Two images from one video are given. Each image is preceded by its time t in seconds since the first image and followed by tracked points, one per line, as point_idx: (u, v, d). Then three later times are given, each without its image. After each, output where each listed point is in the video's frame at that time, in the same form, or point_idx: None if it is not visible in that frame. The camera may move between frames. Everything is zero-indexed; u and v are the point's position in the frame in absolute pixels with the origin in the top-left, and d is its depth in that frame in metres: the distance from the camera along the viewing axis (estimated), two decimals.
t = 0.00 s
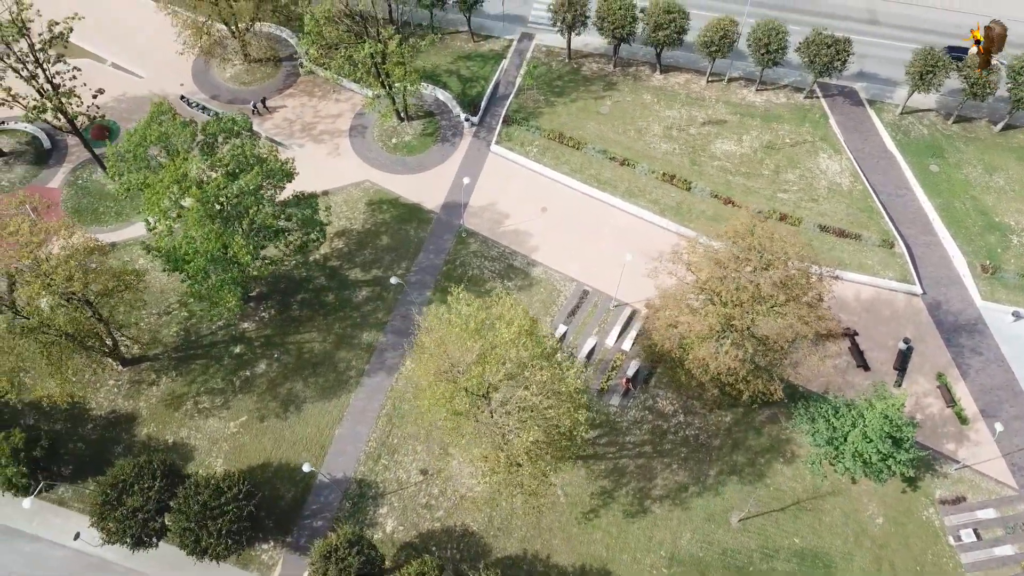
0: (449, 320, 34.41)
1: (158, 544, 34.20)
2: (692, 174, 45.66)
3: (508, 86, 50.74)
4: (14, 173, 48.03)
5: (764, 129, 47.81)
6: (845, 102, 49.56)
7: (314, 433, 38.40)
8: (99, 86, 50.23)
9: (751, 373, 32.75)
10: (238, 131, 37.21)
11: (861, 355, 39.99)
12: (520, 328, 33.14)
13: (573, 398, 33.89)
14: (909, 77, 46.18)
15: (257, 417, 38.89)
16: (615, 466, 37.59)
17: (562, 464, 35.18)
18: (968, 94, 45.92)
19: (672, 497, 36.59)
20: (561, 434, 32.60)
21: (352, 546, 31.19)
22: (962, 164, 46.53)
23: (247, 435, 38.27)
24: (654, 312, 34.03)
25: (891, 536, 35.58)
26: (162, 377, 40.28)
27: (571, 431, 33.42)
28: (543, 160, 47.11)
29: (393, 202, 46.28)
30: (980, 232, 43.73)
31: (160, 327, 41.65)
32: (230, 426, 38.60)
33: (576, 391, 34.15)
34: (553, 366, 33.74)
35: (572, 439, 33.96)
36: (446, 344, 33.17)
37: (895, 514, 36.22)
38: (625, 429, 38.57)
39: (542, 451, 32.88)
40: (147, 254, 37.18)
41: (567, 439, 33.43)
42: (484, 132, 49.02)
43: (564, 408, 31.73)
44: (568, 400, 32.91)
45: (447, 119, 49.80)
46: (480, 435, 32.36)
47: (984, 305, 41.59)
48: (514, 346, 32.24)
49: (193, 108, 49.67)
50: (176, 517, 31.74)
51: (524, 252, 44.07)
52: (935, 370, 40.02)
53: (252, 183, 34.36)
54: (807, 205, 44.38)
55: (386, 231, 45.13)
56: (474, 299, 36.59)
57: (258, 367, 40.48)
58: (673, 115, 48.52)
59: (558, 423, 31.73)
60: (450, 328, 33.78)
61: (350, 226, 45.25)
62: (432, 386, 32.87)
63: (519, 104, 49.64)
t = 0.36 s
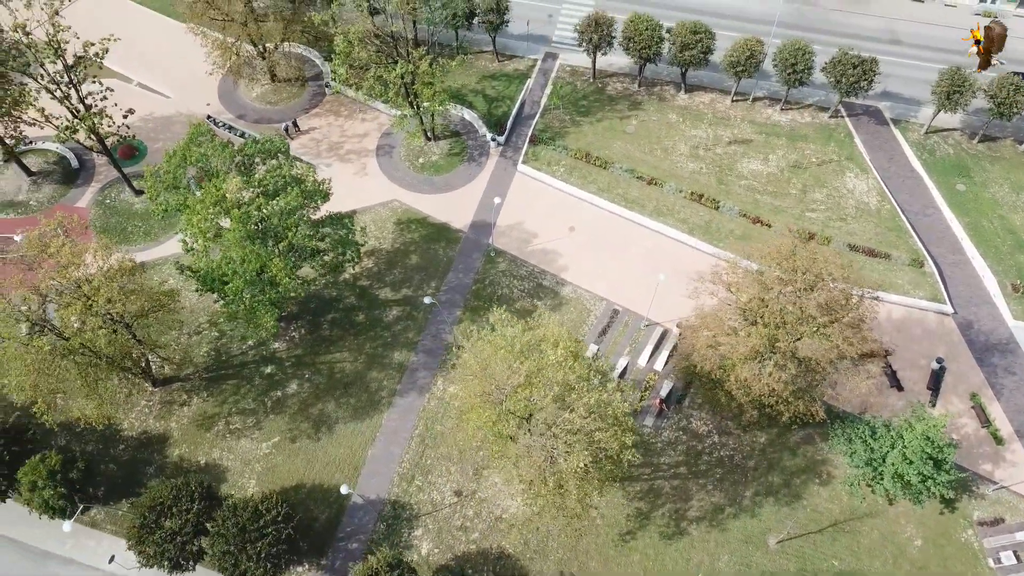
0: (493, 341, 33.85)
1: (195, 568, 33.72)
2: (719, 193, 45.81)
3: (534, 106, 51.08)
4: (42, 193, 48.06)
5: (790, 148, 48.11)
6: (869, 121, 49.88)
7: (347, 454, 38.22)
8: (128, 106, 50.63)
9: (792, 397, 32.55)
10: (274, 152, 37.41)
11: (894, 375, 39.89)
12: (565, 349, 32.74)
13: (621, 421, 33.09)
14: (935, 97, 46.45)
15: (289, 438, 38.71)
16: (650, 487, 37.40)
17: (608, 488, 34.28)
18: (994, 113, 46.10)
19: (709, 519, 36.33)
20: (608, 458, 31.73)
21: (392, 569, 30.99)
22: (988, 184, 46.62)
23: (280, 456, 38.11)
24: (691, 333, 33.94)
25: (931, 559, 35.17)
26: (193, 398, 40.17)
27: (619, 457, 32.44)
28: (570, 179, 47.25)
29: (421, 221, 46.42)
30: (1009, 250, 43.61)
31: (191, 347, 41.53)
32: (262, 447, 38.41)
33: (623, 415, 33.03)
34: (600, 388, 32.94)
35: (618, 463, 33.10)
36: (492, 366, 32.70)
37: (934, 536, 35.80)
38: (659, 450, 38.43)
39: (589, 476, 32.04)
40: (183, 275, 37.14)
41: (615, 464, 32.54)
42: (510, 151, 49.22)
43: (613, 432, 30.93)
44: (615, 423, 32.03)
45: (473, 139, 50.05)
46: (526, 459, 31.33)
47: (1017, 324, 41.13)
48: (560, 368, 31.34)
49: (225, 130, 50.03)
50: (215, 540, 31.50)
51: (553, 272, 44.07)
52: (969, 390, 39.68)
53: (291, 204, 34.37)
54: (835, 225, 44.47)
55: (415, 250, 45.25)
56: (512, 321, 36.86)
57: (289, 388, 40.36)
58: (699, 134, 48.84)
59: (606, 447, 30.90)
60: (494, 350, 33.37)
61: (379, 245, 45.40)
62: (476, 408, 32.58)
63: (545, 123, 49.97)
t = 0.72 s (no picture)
0: (537, 360, 31.76)
1: None
2: (748, 210, 45.99)
3: (560, 123, 51.39)
4: (71, 209, 48.06)
5: (817, 165, 48.45)
6: (895, 137, 50.20)
7: (381, 472, 38.01)
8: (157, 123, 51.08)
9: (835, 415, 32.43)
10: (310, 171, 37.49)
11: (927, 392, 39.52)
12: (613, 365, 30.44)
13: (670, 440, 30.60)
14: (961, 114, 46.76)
15: (322, 456, 38.52)
16: (687, 505, 37.15)
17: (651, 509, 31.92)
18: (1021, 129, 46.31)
19: (747, 538, 36.06)
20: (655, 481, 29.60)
21: None
22: (1016, 200, 46.68)
23: (314, 474, 37.90)
24: (731, 352, 34.02)
25: None
26: (226, 415, 40.07)
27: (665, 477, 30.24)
28: (598, 195, 47.42)
29: (449, 238, 46.52)
30: None
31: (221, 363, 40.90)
32: (296, 465, 38.22)
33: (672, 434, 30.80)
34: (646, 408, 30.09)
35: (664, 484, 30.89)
36: (537, 385, 30.48)
37: (975, 555, 35.40)
38: (695, 467, 38.25)
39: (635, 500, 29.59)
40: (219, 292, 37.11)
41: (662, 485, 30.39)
42: (537, 168, 49.42)
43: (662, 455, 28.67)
44: (662, 443, 29.69)
45: (500, 156, 50.31)
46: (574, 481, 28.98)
47: None
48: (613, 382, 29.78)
49: (261, 152, 50.01)
50: (254, 560, 31.19)
51: (583, 288, 44.03)
52: (1004, 407, 39.22)
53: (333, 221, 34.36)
54: (865, 241, 44.52)
55: (445, 267, 45.33)
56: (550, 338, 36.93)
57: (322, 405, 40.27)
58: (726, 151, 49.22)
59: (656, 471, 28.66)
60: (540, 368, 31.20)
61: (408, 261, 45.50)
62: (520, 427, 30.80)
63: (572, 139, 50.29)
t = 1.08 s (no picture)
0: (583, 367, 31.72)
1: None
2: (778, 215, 45.97)
3: (587, 128, 51.48)
4: (99, 215, 48.03)
5: (845, 170, 48.57)
6: (922, 142, 50.30)
7: (417, 478, 37.88)
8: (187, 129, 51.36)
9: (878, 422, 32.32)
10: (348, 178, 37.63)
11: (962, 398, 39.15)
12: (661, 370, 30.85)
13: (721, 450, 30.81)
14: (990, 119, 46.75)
15: (358, 462, 38.41)
16: (724, 512, 37.05)
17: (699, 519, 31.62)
18: None
19: (785, 544, 35.91)
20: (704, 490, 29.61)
21: None
22: None
23: (350, 480, 37.78)
24: (772, 358, 33.97)
25: None
26: (259, 421, 40.01)
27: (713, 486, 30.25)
28: (626, 200, 47.42)
29: (478, 243, 46.53)
30: None
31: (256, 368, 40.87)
32: (331, 471, 38.14)
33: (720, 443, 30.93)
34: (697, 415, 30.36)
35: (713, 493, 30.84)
36: (587, 392, 30.60)
37: (1015, 562, 35.18)
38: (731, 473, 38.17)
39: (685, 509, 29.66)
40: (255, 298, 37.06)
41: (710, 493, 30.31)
42: (564, 173, 49.41)
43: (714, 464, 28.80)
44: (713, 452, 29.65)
45: (527, 161, 50.35)
46: (623, 489, 28.82)
47: None
48: (666, 389, 29.47)
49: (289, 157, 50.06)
50: (297, 567, 31.07)
51: (614, 294, 43.97)
52: None
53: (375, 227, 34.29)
54: (896, 246, 44.41)
55: (474, 272, 45.31)
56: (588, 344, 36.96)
57: (356, 411, 40.20)
58: (754, 156, 49.36)
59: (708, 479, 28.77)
60: (589, 375, 31.18)
61: (438, 267, 45.50)
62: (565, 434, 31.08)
63: (599, 144, 50.38)
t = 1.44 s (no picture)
0: (627, 371, 31.90)
1: None
2: (808, 218, 45.96)
3: (614, 130, 51.45)
4: (127, 218, 48.00)
5: (873, 172, 48.54)
6: (949, 144, 50.27)
7: (452, 482, 37.78)
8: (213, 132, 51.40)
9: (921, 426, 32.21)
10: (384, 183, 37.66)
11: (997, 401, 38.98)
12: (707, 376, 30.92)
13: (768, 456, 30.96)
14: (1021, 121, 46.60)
15: (393, 466, 38.34)
16: (761, 515, 37.03)
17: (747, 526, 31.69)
18: None
19: (824, 548, 35.86)
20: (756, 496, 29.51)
21: None
22: None
23: (385, 485, 37.69)
24: (812, 362, 33.89)
25: None
26: (293, 425, 40.01)
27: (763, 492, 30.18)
28: (655, 203, 47.38)
29: (508, 246, 46.50)
30: None
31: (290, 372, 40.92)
32: (367, 475, 38.07)
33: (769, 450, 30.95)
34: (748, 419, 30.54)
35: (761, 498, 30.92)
36: (635, 398, 30.92)
37: None
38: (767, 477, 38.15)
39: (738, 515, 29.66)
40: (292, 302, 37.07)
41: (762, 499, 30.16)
42: (592, 175, 49.38)
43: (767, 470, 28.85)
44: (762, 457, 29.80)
45: (554, 164, 50.36)
46: (670, 495, 28.77)
47: None
48: (713, 395, 29.50)
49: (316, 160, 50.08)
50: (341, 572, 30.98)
51: (645, 296, 43.91)
52: None
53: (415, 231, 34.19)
54: (927, 249, 44.32)
55: (505, 275, 45.29)
56: (625, 349, 37.00)
57: (390, 415, 40.18)
58: (782, 158, 49.42)
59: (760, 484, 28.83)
60: (636, 380, 31.43)
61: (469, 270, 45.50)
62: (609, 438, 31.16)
63: (627, 147, 50.42)
